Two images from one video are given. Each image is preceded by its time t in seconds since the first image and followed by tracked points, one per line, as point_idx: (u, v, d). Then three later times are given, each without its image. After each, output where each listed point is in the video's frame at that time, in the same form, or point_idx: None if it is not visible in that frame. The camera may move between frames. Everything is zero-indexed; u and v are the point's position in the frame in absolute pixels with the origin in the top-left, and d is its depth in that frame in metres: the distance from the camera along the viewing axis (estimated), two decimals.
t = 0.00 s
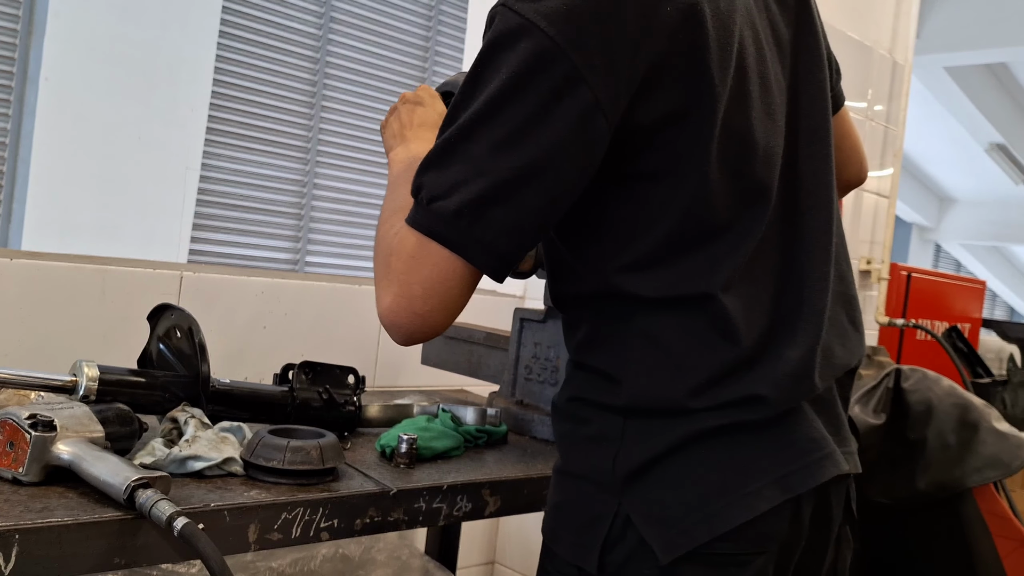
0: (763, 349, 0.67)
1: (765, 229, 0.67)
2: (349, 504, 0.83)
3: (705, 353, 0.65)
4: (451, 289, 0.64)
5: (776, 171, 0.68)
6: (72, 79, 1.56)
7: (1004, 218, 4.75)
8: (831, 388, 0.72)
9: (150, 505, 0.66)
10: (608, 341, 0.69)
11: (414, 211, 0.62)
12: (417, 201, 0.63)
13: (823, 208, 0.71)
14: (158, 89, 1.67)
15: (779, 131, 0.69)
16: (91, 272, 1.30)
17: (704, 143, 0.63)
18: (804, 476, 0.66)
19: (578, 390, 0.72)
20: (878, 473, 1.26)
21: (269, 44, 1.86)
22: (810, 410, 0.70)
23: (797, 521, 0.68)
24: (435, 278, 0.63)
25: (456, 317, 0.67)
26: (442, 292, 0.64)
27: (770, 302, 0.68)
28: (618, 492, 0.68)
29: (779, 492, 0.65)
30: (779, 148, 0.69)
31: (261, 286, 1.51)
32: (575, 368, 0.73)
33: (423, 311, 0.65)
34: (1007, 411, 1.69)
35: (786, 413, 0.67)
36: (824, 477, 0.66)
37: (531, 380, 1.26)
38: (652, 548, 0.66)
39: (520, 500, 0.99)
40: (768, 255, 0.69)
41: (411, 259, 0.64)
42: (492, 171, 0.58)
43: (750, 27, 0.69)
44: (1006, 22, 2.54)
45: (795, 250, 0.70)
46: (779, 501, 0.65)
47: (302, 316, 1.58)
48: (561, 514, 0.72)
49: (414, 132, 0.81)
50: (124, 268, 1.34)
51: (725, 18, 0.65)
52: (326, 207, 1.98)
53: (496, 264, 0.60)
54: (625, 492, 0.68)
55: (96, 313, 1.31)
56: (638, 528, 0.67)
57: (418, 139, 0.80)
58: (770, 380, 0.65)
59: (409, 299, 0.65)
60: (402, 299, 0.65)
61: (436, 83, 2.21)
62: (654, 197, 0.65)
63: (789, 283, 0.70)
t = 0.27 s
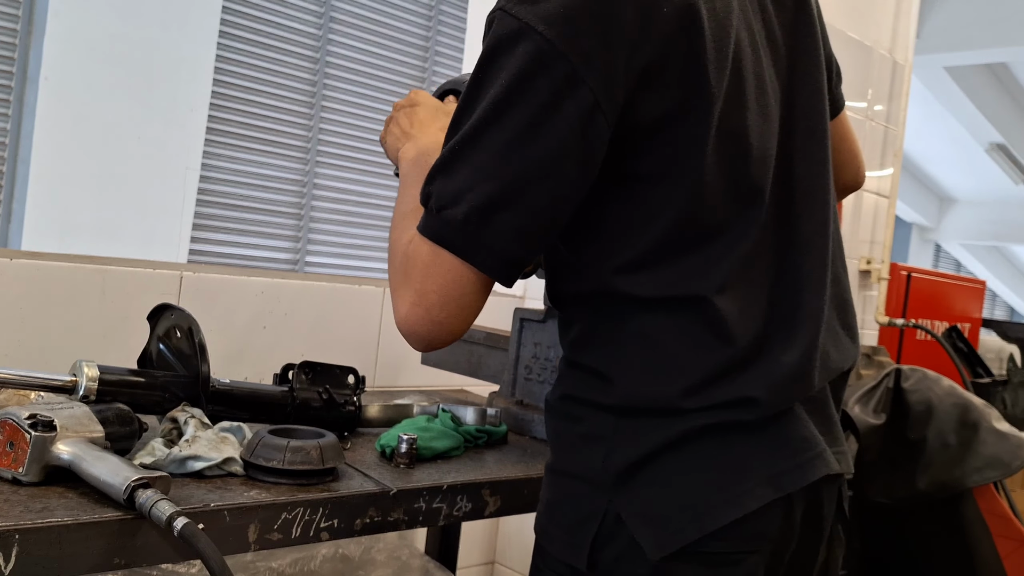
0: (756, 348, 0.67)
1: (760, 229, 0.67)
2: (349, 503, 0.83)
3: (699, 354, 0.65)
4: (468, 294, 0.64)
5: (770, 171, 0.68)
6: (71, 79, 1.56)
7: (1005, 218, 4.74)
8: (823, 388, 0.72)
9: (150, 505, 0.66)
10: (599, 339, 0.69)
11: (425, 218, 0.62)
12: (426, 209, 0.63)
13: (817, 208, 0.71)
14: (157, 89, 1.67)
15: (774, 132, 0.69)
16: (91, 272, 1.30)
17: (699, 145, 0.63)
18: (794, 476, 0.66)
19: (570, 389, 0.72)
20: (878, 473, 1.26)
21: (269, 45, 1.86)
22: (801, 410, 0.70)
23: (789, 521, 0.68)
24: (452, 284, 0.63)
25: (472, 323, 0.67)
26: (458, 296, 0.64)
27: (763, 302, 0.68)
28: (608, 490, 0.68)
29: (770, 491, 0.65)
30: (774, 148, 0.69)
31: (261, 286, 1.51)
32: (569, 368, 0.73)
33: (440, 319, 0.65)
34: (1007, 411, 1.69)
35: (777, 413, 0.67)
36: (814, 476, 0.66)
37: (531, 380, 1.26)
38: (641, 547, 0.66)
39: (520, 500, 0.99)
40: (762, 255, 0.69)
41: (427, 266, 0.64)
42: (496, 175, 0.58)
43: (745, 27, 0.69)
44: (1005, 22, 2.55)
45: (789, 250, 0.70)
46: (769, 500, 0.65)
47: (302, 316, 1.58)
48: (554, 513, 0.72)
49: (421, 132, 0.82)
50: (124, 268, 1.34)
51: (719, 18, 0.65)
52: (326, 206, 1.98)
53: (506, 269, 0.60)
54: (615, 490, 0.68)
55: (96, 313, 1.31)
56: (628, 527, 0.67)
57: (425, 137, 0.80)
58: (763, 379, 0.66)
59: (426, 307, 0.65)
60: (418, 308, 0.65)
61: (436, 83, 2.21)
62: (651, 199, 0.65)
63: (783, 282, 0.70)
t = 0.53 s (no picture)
0: (751, 346, 0.67)
1: (756, 229, 0.67)
2: (349, 504, 0.83)
3: (694, 353, 0.65)
4: (452, 278, 0.63)
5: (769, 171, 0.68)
6: (71, 80, 1.56)
7: (1005, 218, 4.74)
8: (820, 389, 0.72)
9: (150, 505, 0.66)
10: (594, 338, 0.69)
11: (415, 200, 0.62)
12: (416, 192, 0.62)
13: (816, 208, 0.71)
14: (156, 89, 1.67)
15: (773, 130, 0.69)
16: (90, 272, 1.30)
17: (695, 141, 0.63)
18: (789, 476, 0.66)
19: (567, 388, 0.72)
20: (877, 473, 1.26)
21: (269, 44, 1.85)
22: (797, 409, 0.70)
23: (785, 520, 0.68)
24: (437, 267, 0.63)
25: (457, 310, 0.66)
26: (442, 281, 0.63)
27: (759, 302, 0.68)
28: (602, 489, 0.68)
29: (764, 491, 0.65)
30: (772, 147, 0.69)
31: (261, 286, 1.51)
32: (567, 367, 0.73)
33: (424, 302, 0.64)
34: (1007, 411, 1.68)
35: (772, 413, 0.67)
36: (809, 476, 0.66)
37: (531, 380, 1.26)
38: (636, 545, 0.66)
39: (520, 500, 1.00)
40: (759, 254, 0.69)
41: (414, 248, 0.63)
42: (489, 164, 0.58)
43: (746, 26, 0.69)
44: (1007, 21, 2.54)
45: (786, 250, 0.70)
46: (764, 500, 0.65)
47: (303, 317, 1.58)
48: (550, 511, 0.72)
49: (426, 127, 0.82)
50: (124, 268, 1.34)
51: (718, 17, 0.65)
52: (325, 207, 1.98)
53: (498, 260, 0.60)
54: (609, 488, 0.68)
55: (96, 313, 1.31)
56: (623, 525, 0.67)
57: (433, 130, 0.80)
58: (758, 380, 0.65)
59: (410, 288, 0.64)
60: (403, 289, 0.65)
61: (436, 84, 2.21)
62: (646, 193, 0.65)
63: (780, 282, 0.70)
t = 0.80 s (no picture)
0: (755, 348, 0.67)
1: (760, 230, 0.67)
2: (350, 504, 0.83)
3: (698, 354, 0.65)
4: (485, 288, 0.64)
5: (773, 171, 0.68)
6: (71, 79, 1.56)
7: (1004, 218, 4.75)
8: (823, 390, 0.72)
9: (149, 505, 0.66)
10: (597, 339, 0.69)
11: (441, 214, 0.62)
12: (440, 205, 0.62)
13: (819, 208, 0.71)
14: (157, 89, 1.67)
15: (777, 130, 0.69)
16: (91, 272, 1.30)
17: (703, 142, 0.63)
18: (793, 478, 0.66)
19: (570, 389, 0.72)
20: (877, 473, 1.26)
21: (269, 44, 1.85)
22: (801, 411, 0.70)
23: (789, 522, 0.68)
24: (469, 277, 0.63)
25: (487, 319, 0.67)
26: (476, 291, 0.63)
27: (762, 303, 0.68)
28: (607, 491, 0.68)
29: (768, 493, 0.65)
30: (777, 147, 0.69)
31: (261, 286, 1.51)
32: (569, 368, 0.73)
33: (458, 314, 0.65)
34: (1007, 411, 1.68)
35: (776, 415, 0.67)
36: (814, 478, 0.66)
37: (531, 380, 1.26)
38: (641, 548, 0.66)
39: (520, 500, 0.99)
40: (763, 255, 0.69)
41: (443, 261, 0.63)
42: (511, 172, 0.58)
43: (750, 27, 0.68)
44: (1007, 21, 2.54)
45: (790, 251, 0.70)
46: (769, 502, 0.65)
47: (302, 317, 1.58)
48: (552, 513, 0.72)
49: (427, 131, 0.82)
50: (124, 269, 1.34)
51: (722, 17, 0.65)
52: (326, 207, 1.98)
53: (516, 263, 0.60)
54: (614, 490, 0.68)
55: (96, 313, 1.31)
56: (627, 527, 0.67)
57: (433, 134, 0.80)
58: (760, 381, 0.65)
59: (442, 302, 0.64)
60: (435, 304, 0.65)
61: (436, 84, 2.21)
62: (654, 195, 0.65)
63: (782, 283, 0.70)
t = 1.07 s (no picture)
0: (756, 348, 0.67)
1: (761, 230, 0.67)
2: (350, 503, 0.83)
3: (698, 354, 0.65)
4: (469, 279, 0.64)
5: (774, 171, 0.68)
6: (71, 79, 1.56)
7: (1004, 218, 4.75)
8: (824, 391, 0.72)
9: (150, 505, 0.66)
10: (598, 339, 0.69)
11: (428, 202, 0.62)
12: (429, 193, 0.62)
13: (821, 208, 0.71)
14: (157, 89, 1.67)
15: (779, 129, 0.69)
16: (91, 272, 1.30)
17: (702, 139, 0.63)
18: (796, 478, 0.66)
19: (571, 390, 0.72)
20: (877, 473, 1.26)
21: (269, 44, 1.85)
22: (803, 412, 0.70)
23: (791, 523, 0.68)
24: (453, 267, 0.63)
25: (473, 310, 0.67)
26: (460, 282, 0.64)
27: (764, 303, 0.68)
28: (609, 492, 0.68)
29: (771, 494, 0.65)
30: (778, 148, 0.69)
31: (260, 286, 1.51)
32: (570, 369, 0.73)
33: (442, 304, 0.65)
34: (1007, 411, 1.68)
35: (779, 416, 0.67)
36: (817, 479, 0.66)
37: (531, 380, 1.26)
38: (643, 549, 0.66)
39: (520, 500, 1.00)
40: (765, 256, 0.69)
41: (430, 250, 0.64)
42: (502, 163, 0.58)
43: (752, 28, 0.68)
44: (1008, 21, 2.54)
45: (791, 251, 0.70)
46: (772, 503, 0.65)
47: (303, 317, 1.58)
48: (554, 513, 0.73)
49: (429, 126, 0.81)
50: (124, 269, 1.34)
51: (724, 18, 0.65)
52: (326, 207, 1.98)
53: (509, 258, 0.60)
54: (616, 491, 0.68)
55: (96, 313, 1.31)
56: (629, 528, 0.67)
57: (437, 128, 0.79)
58: (762, 382, 0.65)
59: (428, 291, 0.65)
60: (420, 293, 0.65)
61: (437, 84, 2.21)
62: (652, 190, 0.65)
63: (783, 284, 0.70)
